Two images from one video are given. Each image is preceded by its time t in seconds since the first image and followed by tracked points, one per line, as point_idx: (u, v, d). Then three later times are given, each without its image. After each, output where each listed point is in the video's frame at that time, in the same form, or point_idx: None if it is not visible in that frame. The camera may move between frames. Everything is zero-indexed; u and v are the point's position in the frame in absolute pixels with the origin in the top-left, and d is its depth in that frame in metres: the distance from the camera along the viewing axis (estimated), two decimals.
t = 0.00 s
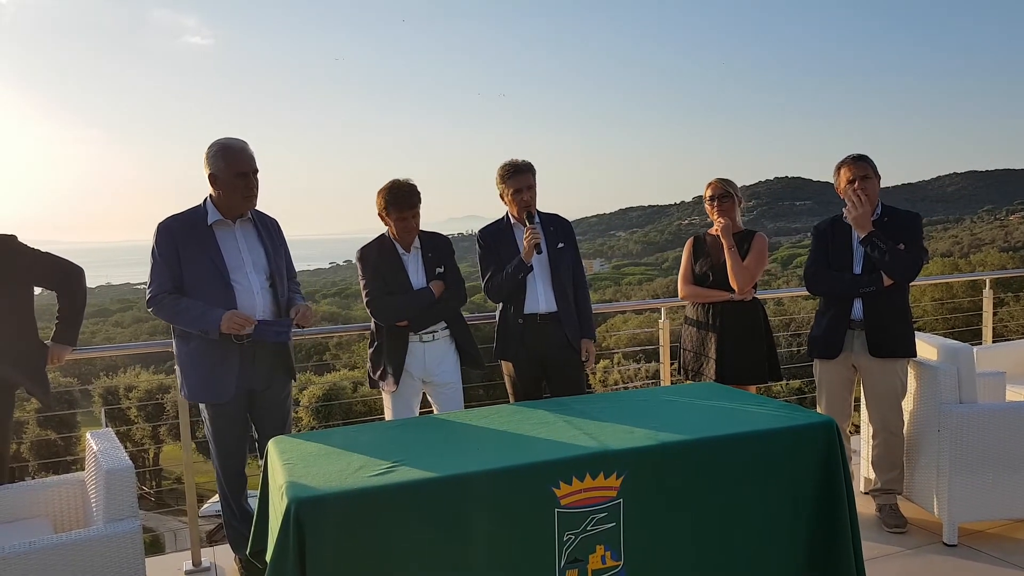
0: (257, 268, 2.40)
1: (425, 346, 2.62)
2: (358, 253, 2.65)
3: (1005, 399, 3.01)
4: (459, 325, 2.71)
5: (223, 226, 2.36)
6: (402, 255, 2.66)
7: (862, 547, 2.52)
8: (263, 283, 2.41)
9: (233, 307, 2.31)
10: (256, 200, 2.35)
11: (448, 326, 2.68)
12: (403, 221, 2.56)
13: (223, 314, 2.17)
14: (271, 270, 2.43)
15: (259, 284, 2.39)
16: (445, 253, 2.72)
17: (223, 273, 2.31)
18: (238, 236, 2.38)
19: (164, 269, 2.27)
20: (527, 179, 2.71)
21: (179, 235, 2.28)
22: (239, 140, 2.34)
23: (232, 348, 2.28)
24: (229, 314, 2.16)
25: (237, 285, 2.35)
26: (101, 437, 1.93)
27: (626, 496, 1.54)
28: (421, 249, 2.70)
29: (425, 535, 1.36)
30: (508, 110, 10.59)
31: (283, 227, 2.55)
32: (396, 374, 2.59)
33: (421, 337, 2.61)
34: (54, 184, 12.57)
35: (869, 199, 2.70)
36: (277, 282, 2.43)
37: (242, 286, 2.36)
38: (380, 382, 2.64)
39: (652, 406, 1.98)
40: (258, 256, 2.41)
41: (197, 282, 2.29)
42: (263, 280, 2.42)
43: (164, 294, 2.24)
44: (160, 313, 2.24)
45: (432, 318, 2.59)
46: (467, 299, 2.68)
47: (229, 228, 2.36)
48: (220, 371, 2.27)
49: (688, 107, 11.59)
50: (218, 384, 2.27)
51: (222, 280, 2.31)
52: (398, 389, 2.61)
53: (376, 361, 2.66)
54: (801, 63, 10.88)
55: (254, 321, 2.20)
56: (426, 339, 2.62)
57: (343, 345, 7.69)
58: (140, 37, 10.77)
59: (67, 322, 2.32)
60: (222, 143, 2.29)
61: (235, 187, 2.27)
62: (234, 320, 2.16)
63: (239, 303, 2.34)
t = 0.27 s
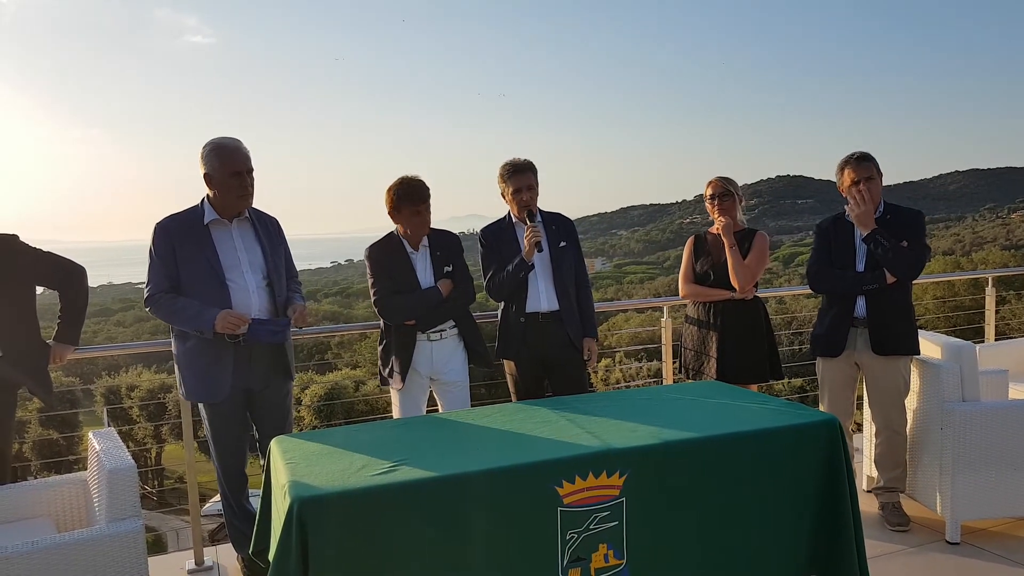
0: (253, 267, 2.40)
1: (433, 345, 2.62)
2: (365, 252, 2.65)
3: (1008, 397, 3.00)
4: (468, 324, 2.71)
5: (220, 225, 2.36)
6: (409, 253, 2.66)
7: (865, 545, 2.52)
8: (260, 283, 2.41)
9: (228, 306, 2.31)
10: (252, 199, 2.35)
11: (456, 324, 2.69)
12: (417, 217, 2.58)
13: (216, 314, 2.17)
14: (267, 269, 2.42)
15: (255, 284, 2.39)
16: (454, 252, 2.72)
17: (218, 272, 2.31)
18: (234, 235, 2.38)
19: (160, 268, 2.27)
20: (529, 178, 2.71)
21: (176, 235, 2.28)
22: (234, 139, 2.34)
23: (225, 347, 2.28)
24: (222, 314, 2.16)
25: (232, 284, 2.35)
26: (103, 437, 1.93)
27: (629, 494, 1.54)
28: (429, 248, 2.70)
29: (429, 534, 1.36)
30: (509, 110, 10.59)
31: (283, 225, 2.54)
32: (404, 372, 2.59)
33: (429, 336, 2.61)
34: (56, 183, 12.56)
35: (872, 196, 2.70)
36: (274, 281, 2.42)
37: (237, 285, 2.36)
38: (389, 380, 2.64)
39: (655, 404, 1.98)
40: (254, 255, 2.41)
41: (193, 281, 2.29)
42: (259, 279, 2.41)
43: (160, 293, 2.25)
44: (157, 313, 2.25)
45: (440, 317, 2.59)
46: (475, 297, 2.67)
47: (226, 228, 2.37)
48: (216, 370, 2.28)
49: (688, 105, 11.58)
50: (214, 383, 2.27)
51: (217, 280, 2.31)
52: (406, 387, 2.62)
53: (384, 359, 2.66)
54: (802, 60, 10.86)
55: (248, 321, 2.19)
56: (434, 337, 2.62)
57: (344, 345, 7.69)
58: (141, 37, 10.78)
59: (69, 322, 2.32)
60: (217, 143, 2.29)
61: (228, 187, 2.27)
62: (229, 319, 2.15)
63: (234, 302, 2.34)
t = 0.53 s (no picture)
0: (250, 265, 2.39)
1: (438, 342, 2.62)
2: (370, 250, 2.65)
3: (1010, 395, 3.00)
4: (472, 321, 2.72)
5: (217, 223, 2.35)
6: (415, 250, 2.67)
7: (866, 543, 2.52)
8: (257, 281, 2.40)
9: (224, 304, 2.31)
10: (248, 197, 2.34)
11: (460, 322, 2.69)
12: (429, 209, 2.59)
13: (213, 314, 2.17)
14: (265, 267, 2.42)
15: (252, 281, 2.38)
16: (458, 249, 2.72)
17: (215, 271, 2.31)
18: (231, 233, 2.37)
19: (157, 266, 2.27)
20: (528, 177, 2.70)
21: (172, 233, 2.28)
22: (231, 137, 2.34)
23: (221, 347, 2.27)
24: (220, 315, 2.16)
25: (228, 283, 2.34)
26: (103, 435, 1.93)
27: (631, 493, 1.53)
28: (433, 246, 2.71)
29: (430, 532, 1.36)
30: (508, 109, 10.58)
31: (280, 222, 2.53)
32: (411, 370, 2.57)
33: (435, 333, 2.62)
34: (56, 182, 12.57)
35: (873, 195, 2.70)
36: (271, 278, 2.41)
37: (234, 283, 2.35)
38: (393, 379, 2.63)
39: (656, 402, 1.98)
40: (251, 253, 2.40)
41: (190, 279, 2.29)
42: (256, 277, 2.40)
43: (157, 291, 2.25)
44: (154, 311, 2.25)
45: (445, 314, 2.59)
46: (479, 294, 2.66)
47: (223, 226, 2.36)
48: (213, 369, 2.27)
49: (688, 104, 11.57)
50: (212, 382, 2.27)
51: (214, 278, 2.30)
52: (412, 386, 2.60)
53: (388, 357, 2.64)
54: (801, 59, 10.85)
55: (243, 321, 2.19)
56: (439, 334, 2.62)
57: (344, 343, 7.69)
58: (140, 36, 10.76)
59: (69, 321, 2.32)
60: (213, 141, 2.29)
61: (224, 185, 2.27)
62: (225, 320, 2.16)
63: (231, 300, 2.34)
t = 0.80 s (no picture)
0: (250, 261, 2.39)
1: (440, 334, 2.63)
2: (372, 244, 2.66)
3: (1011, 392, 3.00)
4: (473, 317, 2.71)
5: (216, 220, 2.34)
6: (417, 244, 2.67)
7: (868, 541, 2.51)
8: (257, 277, 2.40)
9: (224, 302, 2.30)
10: (247, 193, 2.34)
11: (461, 315, 2.69)
12: (429, 200, 2.61)
13: (213, 312, 2.17)
14: (265, 264, 2.41)
15: (253, 278, 2.38)
16: (458, 243, 2.74)
17: (214, 268, 2.30)
18: (230, 230, 2.36)
19: (157, 264, 2.27)
20: (528, 174, 2.69)
21: (172, 230, 2.28)
22: (229, 132, 2.33)
23: (221, 345, 2.26)
24: (219, 313, 2.16)
25: (228, 280, 2.34)
26: (105, 432, 1.93)
27: (631, 489, 1.53)
28: (435, 240, 2.71)
29: (429, 528, 1.36)
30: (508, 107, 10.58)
31: (280, 218, 2.52)
32: (414, 361, 2.58)
33: (437, 325, 2.62)
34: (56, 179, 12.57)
35: (874, 192, 2.69)
36: (271, 274, 2.41)
37: (234, 280, 2.35)
38: (394, 372, 2.63)
39: (656, 400, 1.97)
40: (251, 250, 2.39)
41: (190, 276, 2.28)
42: (256, 273, 2.40)
43: (157, 289, 2.25)
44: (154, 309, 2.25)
45: (446, 307, 2.58)
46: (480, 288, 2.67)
47: (222, 222, 2.35)
48: (214, 366, 2.27)
49: (689, 101, 11.58)
50: (212, 379, 2.27)
51: (213, 275, 2.30)
52: (415, 376, 2.60)
53: (390, 351, 2.64)
54: (801, 56, 10.84)
55: (243, 320, 2.19)
56: (441, 327, 2.63)
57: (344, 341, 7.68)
58: (140, 34, 10.74)
59: (69, 318, 2.33)
60: (211, 137, 2.29)
61: (222, 181, 2.26)
62: (224, 320, 2.15)
63: (231, 297, 2.34)
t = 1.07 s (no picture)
0: (255, 257, 2.39)
1: (444, 328, 2.63)
2: (376, 240, 2.66)
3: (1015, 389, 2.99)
4: (476, 312, 2.71)
5: (221, 216, 2.35)
6: (419, 239, 2.67)
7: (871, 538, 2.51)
8: (262, 273, 2.40)
9: (230, 298, 2.31)
10: (251, 188, 2.33)
11: (464, 310, 2.69)
12: (430, 194, 2.61)
13: (219, 309, 2.17)
14: (270, 260, 2.42)
15: (258, 274, 2.38)
16: (460, 240, 2.74)
17: (219, 264, 2.30)
18: (235, 226, 2.37)
19: (161, 260, 2.27)
20: (529, 171, 2.69)
21: (176, 227, 2.27)
22: (231, 128, 2.33)
23: (227, 341, 2.27)
24: (225, 309, 2.16)
25: (233, 276, 2.34)
26: (108, 429, 1.93)
27: (634, 487, 1.53)
28: (437, 236, 2.71)
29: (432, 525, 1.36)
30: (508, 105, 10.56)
31: (284, 215, 2.52)
32: (418, 355, 2.58)
33: (440, 319, 2.62)
34: (59, 176, 12.58)
35: (877, 189, 2.68)
36: (276, 271, 2.41)
37: (239, 276, 2.35)
38: (397, 368, 2.63)
39: (659, 397, 1.97)
40: (256, 246, 2.40)
41: (194, 272, 2.28)
42: (261, 269, 2.40)
43: (162, 286, 2.25)
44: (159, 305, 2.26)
45: (448, 301, 2.59)
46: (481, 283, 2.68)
47: (226, 219, 2.35)
48: (219, 362, 2.27)
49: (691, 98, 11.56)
50: (217, 375, 2.27)
51: (218, 272, 2.30)
52: (418, 370, 2.60)
53: (392, 346, 2.64)
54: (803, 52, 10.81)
55: (249, 315, 2.20)
56: (444, 321, 2.63)
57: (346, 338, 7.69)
58: (142, 31, 10.74)
59: (73, 315, 2.34)
60: (214, 134, 2.28)
61: (226, 178, 2.26)
62: (231, 315, 2.16)
63: (236, 293, 2.34)
